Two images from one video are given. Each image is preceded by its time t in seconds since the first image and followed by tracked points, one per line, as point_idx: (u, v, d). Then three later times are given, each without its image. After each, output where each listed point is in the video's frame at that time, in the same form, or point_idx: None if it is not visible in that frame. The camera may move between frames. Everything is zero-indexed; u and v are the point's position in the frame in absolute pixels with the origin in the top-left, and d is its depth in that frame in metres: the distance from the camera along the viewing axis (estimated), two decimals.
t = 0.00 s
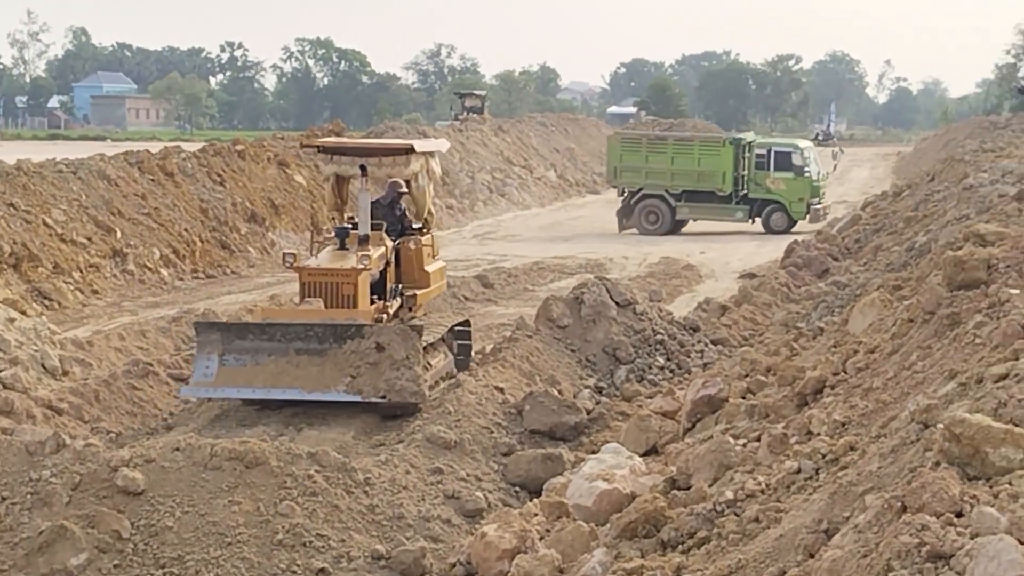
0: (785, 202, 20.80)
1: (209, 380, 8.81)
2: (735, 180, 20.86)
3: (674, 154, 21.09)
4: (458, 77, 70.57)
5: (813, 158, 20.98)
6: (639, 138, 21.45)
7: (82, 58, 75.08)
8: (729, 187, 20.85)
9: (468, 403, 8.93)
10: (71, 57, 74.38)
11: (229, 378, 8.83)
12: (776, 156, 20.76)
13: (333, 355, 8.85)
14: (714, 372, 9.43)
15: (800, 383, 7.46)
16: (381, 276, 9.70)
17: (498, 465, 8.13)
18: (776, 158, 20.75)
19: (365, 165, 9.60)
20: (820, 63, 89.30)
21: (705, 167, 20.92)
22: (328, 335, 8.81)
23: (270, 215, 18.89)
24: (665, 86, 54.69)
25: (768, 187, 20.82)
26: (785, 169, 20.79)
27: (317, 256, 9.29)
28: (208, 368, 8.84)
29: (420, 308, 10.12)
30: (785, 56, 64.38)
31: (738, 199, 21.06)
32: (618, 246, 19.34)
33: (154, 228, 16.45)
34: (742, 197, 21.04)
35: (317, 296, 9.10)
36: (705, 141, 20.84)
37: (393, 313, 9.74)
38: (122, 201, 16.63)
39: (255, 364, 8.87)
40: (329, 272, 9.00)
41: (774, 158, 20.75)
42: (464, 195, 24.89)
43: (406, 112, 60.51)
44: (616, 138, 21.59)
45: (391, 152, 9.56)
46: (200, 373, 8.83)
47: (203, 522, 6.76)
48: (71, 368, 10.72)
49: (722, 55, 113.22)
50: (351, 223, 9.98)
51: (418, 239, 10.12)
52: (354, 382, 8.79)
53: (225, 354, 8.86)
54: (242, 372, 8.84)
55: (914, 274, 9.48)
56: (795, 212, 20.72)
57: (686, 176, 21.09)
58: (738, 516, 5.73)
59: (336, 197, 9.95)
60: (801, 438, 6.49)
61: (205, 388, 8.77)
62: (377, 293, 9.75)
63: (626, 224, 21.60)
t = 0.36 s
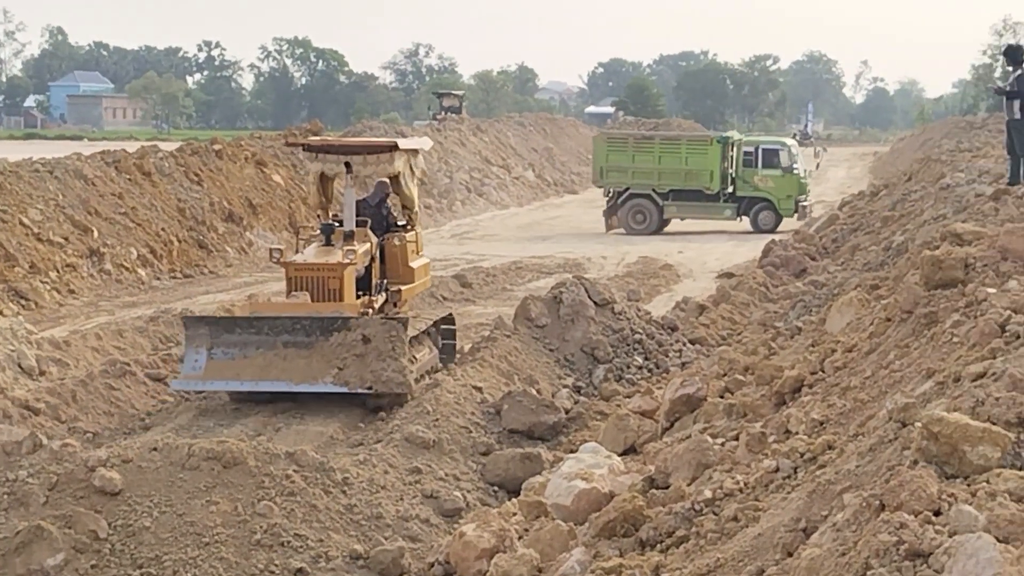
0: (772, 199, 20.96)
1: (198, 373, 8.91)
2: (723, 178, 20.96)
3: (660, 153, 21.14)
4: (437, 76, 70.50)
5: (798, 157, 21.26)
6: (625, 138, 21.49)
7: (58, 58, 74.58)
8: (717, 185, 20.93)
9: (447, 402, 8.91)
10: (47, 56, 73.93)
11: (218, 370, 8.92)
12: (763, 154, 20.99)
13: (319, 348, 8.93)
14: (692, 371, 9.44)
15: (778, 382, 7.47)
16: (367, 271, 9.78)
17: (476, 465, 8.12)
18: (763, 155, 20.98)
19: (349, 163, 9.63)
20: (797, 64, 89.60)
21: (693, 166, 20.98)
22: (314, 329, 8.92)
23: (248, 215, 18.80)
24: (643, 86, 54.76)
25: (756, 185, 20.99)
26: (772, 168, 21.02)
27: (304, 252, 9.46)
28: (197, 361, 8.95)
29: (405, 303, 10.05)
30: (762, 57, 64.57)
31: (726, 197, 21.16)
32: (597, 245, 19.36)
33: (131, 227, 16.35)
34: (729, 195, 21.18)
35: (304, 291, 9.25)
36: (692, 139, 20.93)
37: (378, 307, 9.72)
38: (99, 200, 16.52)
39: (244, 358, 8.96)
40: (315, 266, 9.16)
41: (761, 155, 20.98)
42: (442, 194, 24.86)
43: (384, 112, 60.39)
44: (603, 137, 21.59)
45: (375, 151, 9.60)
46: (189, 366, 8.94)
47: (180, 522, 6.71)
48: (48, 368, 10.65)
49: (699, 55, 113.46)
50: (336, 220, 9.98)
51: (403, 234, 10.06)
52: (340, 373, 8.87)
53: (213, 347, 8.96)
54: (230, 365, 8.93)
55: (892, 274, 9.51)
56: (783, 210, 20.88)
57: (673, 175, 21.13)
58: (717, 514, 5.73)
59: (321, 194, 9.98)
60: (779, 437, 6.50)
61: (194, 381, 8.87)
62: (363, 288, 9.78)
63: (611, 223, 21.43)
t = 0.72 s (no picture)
0: (761, 199, 20.98)
1: (195, 367, 8.97)
2: (711, 179, 20.97)
3: (649, 153, 21.14)
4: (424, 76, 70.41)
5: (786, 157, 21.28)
6: (613, 138, 21.49)
7: (44, 57, 74.29)
8: (706, 186, 20.94)
9: (434, 402, 8.90)
10: (33, 55, 73.65)
11: (215, 364, 8.99)
12: (752, 154, 21.00)
13: (315, 339, 9.00)
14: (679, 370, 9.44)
15: (766, 382, 7.47)
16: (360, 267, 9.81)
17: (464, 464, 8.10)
18: (752, 156, 20.99)
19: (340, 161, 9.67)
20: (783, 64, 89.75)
21: (681, 166, 20.99)
22: (308, 322, 8.96)
23: (235, 215, 18.74)
24: (630, 85, 54.80)
25: (745, 185, 21.00)
26: (762, 168, 21.03)
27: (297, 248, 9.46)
28: (194, 355, 9.01)
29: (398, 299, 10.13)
30: (749, 57, 64.67)
31: (716, 197, 21.17)
32: (584, 245, 19.36)
33: (117, 227, 16.28)
34: (718, 195, 21.20)
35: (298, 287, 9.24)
36: (681, 139, 20.93)
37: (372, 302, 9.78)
38: (85, 200, 16.44)
39: (240, 351, 9.02)
40: (308, 262, 9.15)
41: (750, 156, 20.99)
42: (430, 194, 24.84)
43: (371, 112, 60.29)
44: (591, 137, 21.58)
45: (365, 149, 9.70)
46: (187, 360, 9.00)
47: (166, 523, 6.68)
48: (34, 368, 10.60)
49: (687, 55, 113.60)
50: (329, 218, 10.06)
51: (394, 232, 10.15)
52: (336, 363, 8.94)
53: (210, 341, 9.01)
54: (227, 358, 8.99)
55: (879, 273, 9.53)
56: (772, 210, 20.91)
57: (662, 175, 21.15)
58: (705, 513, 5.73)
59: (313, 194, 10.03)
60: (767, 436, 6.51)
61: (192, 375, 8.94)
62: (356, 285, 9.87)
63: (600, 221, 21.56)
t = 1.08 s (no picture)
0: (756, 198, 21.01)
1: (199, 363, 9.01)
2: (706, 178, 20.97)
3: (644, 153, 21.13)
4: (419, 76, 70.38)
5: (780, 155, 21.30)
6: (608, 138, 21.45)
7: (39, 57, 74.22)
8: (701, 185, 20.95)
9: (430, 402, 8.90)
10: (28, 56, 73.54)
11: (219, 360, 9.03)
12: (747, 153, 21.00)
13: (316, 335, 9.07)
14: (675, 370, 9.44)
15: (761, 381, 7.47)
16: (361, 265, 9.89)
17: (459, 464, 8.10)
18: (746, 155, 21.01)
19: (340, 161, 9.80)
20: (778, 64, 89.81)
21: (676, 166, 20.99)
22: (311, 317, 9.05)
23: (230, 215, 18.72)
24: (626, 86, 54.78)
25: (740, 185, 21.01)
26: (756, 168, 21.06)
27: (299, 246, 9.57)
28: (198, 352, 9.05)
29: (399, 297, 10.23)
30: (745, 57, 64.64)
31: (710, 197, 21.17)
32: (579, 245, 19.35)
33: (113, 227, 16.26)
34: (713, 195, 21.19)
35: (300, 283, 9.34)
36: (676, 139, 20.92)
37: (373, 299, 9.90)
38: (80, 200, 16.42)
39: (243, 347, 9.08)
40: (310, 259, 9.26)
41: (745, 155, 20.99)
42: (425, 195, 24.84)
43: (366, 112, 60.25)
44: (585, 137, 21.56)
45: (365, 149, 9.86)
46: (191, 357, 9.04)
47: (162, 524, 6.66)
48: (29, 368, 10.59)
49: (682, 55, 113.68)
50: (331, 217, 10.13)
51: (395, 230, 10.22)
52: (337, 357, 9.02)
53: (214, 338, 9.06)
54: (231, 354, 9.04)
55: (874, 273, 9.53)
56: (767, 209, 20.94)
57: (657, 175, 21.15)
58: (701, 513, 5.73)
59: (315, 195, 10.08)
60: (763, 436, 6.51)
61: (196, 371, 8.97)
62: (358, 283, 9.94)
63: (594, 222, 21.56)
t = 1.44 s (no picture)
0: (757, 199, 21.00)
1: (208, 359, 9.09)
2: (708, 179, 20.97)
3: (645, 153, 21.14)
4: (424, 77, 70.38)
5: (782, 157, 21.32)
6: (609, 139, 21.48)
7: (44, 60, 74.35)
8: (702, 186, 20.94)
9: (434, 403, 8.90)
10: (32, 59, 73.64)
11: (228, 357, 9.09)
12: (748, 154, 21.01)
13: (323, 332, 9.10)
14: (680, 370, 9.44)
15: (766, 382, 7.46)
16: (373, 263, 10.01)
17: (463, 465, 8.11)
18: (747, 156, 21.02)
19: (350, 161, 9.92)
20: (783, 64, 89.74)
21: (677, 166, 20.99)
22: (317, 315, 9.07)
23: (235, 216, 18.73)
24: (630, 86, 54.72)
25: (742, 185, 21.01)
26: (757, 168, 21.07)
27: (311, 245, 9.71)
28: (208, 349, 9.13)
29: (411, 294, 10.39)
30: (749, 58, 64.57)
31: (711, 198, 21.17)
32: (583, 246, 19.34)
33: (117, 228, 16.28)
34: (714, 195, 21.18)
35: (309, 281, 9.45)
36: (677, 139, 20.93)
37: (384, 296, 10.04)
38: (85, 201, 16.44)
39: (252, 344, 9.13)
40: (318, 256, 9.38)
41: (746, 156, 21.01)
42: (429, 196, 24.85)
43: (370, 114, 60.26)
44: (587, 137, 21.57)
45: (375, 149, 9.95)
46: (201, 354, 9.12)
47: (166, 525, 6.67)
48: (35, 369, 10.61)
49: (686, 56, 113.68)
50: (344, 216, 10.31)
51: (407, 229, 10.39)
52: (342, 354, 9.02)
53: (224, 335, 9.13)
54: (239, 351, 9.10)
55: (879, 273, 9.52)
56: (768, 209, 20.94)
57: (659, 175, 21.15)
58: (705, 513, 5.73)
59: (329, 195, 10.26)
60: (767, 436, 6.51)
61: (205, 367, 9.05)
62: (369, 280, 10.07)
63: (597, 224, 21.56)
